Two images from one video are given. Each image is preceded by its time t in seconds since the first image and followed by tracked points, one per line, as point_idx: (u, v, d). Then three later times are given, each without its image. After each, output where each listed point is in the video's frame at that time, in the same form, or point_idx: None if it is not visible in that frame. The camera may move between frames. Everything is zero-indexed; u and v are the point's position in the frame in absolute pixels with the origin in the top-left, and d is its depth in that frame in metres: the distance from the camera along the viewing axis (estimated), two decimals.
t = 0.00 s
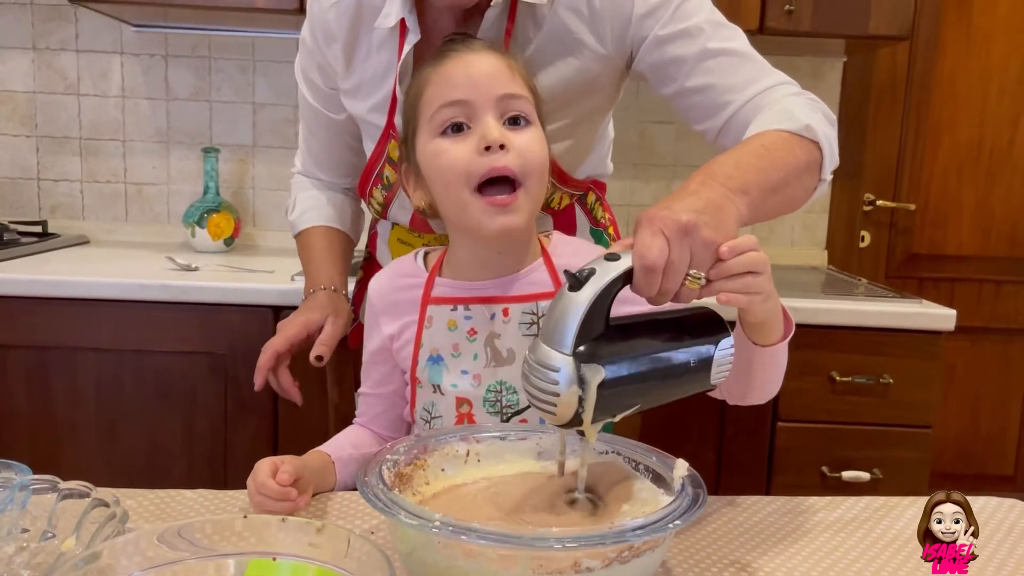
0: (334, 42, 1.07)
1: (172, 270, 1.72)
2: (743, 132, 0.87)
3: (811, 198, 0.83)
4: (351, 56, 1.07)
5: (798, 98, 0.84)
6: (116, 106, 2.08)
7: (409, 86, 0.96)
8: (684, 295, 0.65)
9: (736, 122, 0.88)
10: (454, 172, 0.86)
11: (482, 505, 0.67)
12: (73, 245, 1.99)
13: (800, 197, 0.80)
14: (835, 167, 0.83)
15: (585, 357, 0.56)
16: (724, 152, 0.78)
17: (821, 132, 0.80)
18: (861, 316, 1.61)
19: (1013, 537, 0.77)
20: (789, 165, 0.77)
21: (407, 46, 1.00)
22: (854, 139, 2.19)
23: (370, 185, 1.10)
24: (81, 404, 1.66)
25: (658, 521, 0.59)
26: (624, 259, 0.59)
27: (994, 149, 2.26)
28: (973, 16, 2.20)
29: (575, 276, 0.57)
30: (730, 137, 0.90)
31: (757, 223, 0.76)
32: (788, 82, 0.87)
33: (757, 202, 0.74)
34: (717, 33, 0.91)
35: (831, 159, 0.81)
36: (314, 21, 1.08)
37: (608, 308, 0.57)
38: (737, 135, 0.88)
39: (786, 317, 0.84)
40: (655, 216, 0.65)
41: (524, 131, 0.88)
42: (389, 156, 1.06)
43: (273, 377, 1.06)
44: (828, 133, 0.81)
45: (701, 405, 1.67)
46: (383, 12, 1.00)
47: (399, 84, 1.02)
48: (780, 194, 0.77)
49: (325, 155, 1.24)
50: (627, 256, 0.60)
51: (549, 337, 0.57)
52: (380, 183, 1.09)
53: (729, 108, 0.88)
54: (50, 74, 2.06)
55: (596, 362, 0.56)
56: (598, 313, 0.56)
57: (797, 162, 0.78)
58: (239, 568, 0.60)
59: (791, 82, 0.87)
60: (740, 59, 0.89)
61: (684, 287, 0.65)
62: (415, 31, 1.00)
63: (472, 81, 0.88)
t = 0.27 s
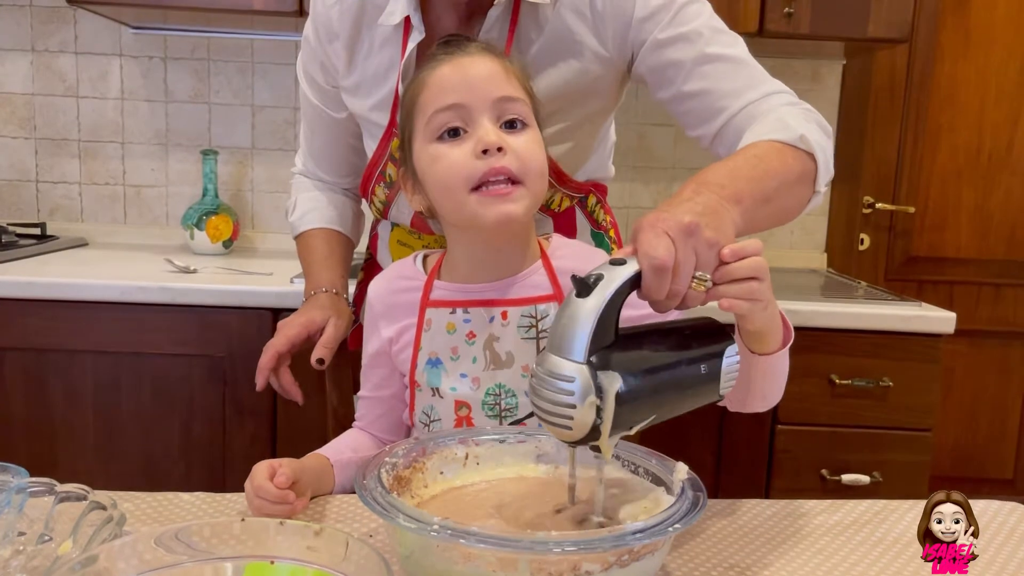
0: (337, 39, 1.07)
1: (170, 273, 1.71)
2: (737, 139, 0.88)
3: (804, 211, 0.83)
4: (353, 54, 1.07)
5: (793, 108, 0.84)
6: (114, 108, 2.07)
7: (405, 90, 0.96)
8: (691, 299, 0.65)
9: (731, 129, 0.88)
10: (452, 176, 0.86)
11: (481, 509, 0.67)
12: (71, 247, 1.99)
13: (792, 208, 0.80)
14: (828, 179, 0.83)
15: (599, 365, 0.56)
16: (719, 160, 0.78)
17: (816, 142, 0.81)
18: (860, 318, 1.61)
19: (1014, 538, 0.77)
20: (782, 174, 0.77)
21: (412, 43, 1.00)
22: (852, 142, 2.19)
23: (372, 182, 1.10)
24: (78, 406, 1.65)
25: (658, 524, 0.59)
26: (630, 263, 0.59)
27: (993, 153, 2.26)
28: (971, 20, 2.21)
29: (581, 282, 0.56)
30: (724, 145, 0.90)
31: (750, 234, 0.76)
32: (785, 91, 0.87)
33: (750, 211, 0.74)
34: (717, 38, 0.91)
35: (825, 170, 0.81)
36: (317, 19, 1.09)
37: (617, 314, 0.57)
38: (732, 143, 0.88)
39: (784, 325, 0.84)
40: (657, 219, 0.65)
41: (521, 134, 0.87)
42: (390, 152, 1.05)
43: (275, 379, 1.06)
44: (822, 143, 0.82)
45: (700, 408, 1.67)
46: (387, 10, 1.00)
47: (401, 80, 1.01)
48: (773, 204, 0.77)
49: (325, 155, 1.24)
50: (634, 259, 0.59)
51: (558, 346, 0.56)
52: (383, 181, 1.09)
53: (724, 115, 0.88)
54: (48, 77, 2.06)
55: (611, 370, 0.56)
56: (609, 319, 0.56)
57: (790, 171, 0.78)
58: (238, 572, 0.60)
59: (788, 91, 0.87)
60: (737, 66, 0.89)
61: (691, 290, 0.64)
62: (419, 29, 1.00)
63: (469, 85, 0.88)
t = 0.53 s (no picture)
0: (339, 38, 1.07)
1: (169, 273, 1.71)
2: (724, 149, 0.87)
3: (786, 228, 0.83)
4: (355, 54, 1.07)
5: (783, 122, 0.83)
6: (114, 109, 2.07)
7: (403, 90, 0.95)
8: (670, 309, 0.63)
9: (717, 138, 0.87)
10: (448, 179, 0.86)
11: (479, 510, 0.67)
12: (70, 248, 1.99)
13: (773, 225, 0.79)
14: (813, 198, 0.82)
15: (582, 373, 0.54)
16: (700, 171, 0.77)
17: (802, 158, 0.80)
18: (860, 319, 1.61)
19: (1014, 539, 0.77)
20: (764, 190, 0.77)
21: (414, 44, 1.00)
22: (851, 143, 2.19)
23: (372, 183, 1.10)
24: (78, 407, 1.65)
25: (659, 525, 0.59)
26: (614, 267, 0.57)
27: (992, 154, 2.26)
28: (971, 21, 2.20)
29: (564, 286, 0.55)
30: (711, 154, 0.89)
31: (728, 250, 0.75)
32: (777, 103, 0.86)
33: (727, 227, 0.73)
34: (712, 45, 0.90)
35: (810, 188, 0.81)
36: (319, 18, 1.09)
37: (599, 319, 0.55)
38: (718, 153, 0.88)
39: (768, 339, 0.84)
40: (639, 224, 0.63)
41: (518, 136, 0.87)
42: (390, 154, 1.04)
43: (275, 379, 1.05)
44: (810, 159, 0.81)
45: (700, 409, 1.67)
46: (390, 10, 1.01)
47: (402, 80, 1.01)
48: (754, 219, 0.76)
49: (324, 154, 1.24)
50: (618, 264, 0.58)
51: (539, 351, 0.54)
52: (382, 182, 1.08)
53: (712, 122, 0.87)
54: (47, 77, 2.06)
55: (593, 378, 0.55)
56: (592, 325, 0.54)
57: (773, 186, 0.78)
58: (237, 572, 0.59)
59: (781, 103, 0.86)
60: (730, 74, 0.88)
61: (672, 299, 0.63)
62: (422, 29, 1.00)
63: (466, 87, 0.87)
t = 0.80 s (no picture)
0: (339, 38, 1.07)
1: (169, 273, 1.71)
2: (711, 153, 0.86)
3: (768, 234, 0.82)
4: (355, 54, 1.07)
5: (770, 129, 0.83)
6: (113, 108, 2.07)
7: (402, 88, 0.95)
8: (605, 312, 0.63)
9: (705, 142, 0.87)
10: (447, 183, 0.86)
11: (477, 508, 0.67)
12: (70, 248, 1.98)
13: (749, 231, 0.79)
14: (797, 206, 0.82)
15: (498, 369, 0.54)
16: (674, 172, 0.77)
17: (784, 164, 0.79)
18: (859, 319, 1.61)
19: (1014, 539, 0.77)
20: (736, 196, 0.76)
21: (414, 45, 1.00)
22: (851, 143, 2.19)
23: (371, 184, 1.10)
24: (77, 407, 1.65)
25: (659, 524, 0.59)
26: (544, 267, 0.58)
27: (992, 154, 2.26)
28: (970, 20, 2.20)
29: (489, 282, 0.56)
30: (699, 156, 0.89)
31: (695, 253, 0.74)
32: (767, 109, 0.86)
33: (689, 231, 0.72)
34: (705, 47, 0.90)
35: (792, 197, 0.80)
36: (319, 17, 1.08)
37: (524, 317, 0.56)
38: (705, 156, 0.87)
39: (734, 347, 0.84)
40: (582, 224, 0.63)
41: (517, 140, 0.87)
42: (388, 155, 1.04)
43: (276, 379, 1.05)
44: (793, 167, 0.80)
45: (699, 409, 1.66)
46: (390, 10, 1.00)
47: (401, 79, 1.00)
48: (722, 224, 0.75)
49: (324, 152, 1.24)
50: (548, 264, 0.59)
51: (460, 346, 0.55)
52: (380, 183, 1.08)
53: (701, 126, 0.87)
54: (47, 77, 2.06)
55: (510, 375, 0.55)
56: (513, 322, 0.55)
57: (750, 192, 0.77)
58: (237, 572, 0.59)
59: (771, 109, 0.86)
60: (721, 76, 0.88)
61: (606, 303, 0.63)
62: (422, 30, 0.99)
63: (466, 91, 0.87)
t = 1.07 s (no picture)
0: (335, 37, 1.07)
1: (167, 272, 1.71)
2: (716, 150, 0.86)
3: (774, 226, 0.83)
4: (351, 53, 1.07)
5: (775, 122, 0.83)
6: (112, 107, 2.07)
7: (400, 87, 0.95)
8: (601, 306, 0.64)
9: (711, 140, 0.86)
10: (445, 184, 0.86)
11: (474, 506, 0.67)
12: (69, 247, 1.98)
13: (753, 223, 0.79)
14: (803, 198, 0.82)
15: (490, 362, 0.55)
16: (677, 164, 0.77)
17: (788, 155, 0.79)
18: (858, 318, 1.61)
19: (1013, 538, 0.77)
20: (741, 186, 0.76)
21: (409, 44, 0.99)
22: (850, 142, 2.19)
23: (367, 184, 1.10)
24: (76, 407, 1.65)
25: (657, 522, 0.59)
26: (540, 259, 0.58)
27: (992, 153, 2.26)
28: (970, 19, 2.20)
29: (486, 274, 0.55)
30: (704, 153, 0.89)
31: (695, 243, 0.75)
32: (773, 103, 0.86)
33: (693, 221, 0.73)
34: (707, 44, 0.90)
35: (798, 189, 0.80)
36: (315, 15, 1.08)
37: (519, 310, 0.56)
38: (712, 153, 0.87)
39: (732, 343, 0.84)
40: (577, 219, 0.64)
41: (517, 140, 0.87)
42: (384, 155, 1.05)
43: (274, 378, 1.05)
44: (799, 160, 0.80)
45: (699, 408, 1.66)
46: (385, 9, 1.00)
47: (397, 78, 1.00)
48: (727, 215, 0.76)
49: (321, 150, 1.24)
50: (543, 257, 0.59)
51: (456, 337, 0.55)
52: (377, 182, 1.09)
53: (706, 124, 0.87)
54: (46, 76, 2.06)
55: (502, 367, 0.55)
56: (507, 316, 0.55)
57: (755, 184, 0.78)
58: (234, 572, 0.59)
59: (776, 103, 0.86)
60: (726, 75, 0.87)
61: (600, 297, 0.63)
62: (417, 28, 0.99)
63: (465, 91, 0.87)
